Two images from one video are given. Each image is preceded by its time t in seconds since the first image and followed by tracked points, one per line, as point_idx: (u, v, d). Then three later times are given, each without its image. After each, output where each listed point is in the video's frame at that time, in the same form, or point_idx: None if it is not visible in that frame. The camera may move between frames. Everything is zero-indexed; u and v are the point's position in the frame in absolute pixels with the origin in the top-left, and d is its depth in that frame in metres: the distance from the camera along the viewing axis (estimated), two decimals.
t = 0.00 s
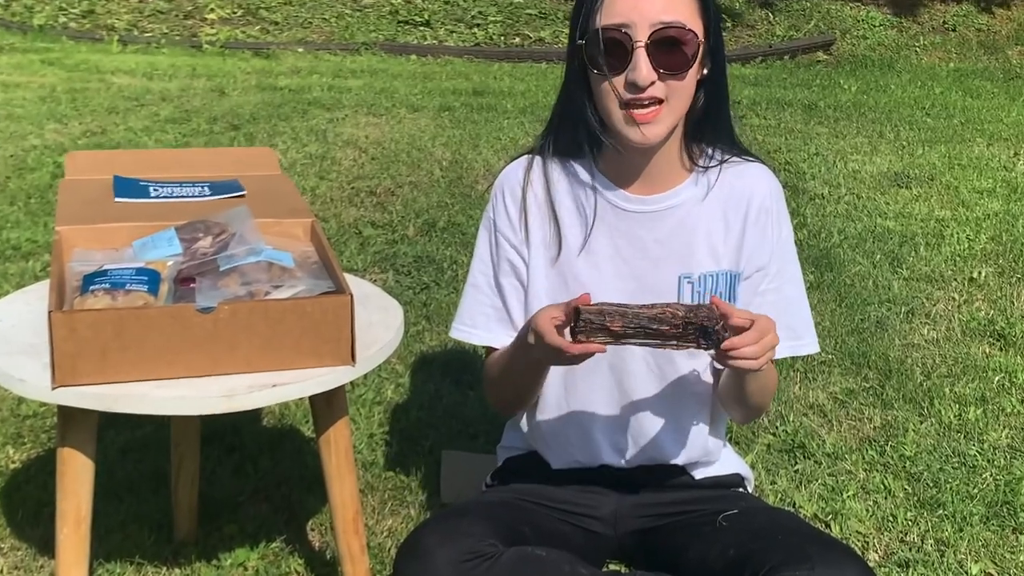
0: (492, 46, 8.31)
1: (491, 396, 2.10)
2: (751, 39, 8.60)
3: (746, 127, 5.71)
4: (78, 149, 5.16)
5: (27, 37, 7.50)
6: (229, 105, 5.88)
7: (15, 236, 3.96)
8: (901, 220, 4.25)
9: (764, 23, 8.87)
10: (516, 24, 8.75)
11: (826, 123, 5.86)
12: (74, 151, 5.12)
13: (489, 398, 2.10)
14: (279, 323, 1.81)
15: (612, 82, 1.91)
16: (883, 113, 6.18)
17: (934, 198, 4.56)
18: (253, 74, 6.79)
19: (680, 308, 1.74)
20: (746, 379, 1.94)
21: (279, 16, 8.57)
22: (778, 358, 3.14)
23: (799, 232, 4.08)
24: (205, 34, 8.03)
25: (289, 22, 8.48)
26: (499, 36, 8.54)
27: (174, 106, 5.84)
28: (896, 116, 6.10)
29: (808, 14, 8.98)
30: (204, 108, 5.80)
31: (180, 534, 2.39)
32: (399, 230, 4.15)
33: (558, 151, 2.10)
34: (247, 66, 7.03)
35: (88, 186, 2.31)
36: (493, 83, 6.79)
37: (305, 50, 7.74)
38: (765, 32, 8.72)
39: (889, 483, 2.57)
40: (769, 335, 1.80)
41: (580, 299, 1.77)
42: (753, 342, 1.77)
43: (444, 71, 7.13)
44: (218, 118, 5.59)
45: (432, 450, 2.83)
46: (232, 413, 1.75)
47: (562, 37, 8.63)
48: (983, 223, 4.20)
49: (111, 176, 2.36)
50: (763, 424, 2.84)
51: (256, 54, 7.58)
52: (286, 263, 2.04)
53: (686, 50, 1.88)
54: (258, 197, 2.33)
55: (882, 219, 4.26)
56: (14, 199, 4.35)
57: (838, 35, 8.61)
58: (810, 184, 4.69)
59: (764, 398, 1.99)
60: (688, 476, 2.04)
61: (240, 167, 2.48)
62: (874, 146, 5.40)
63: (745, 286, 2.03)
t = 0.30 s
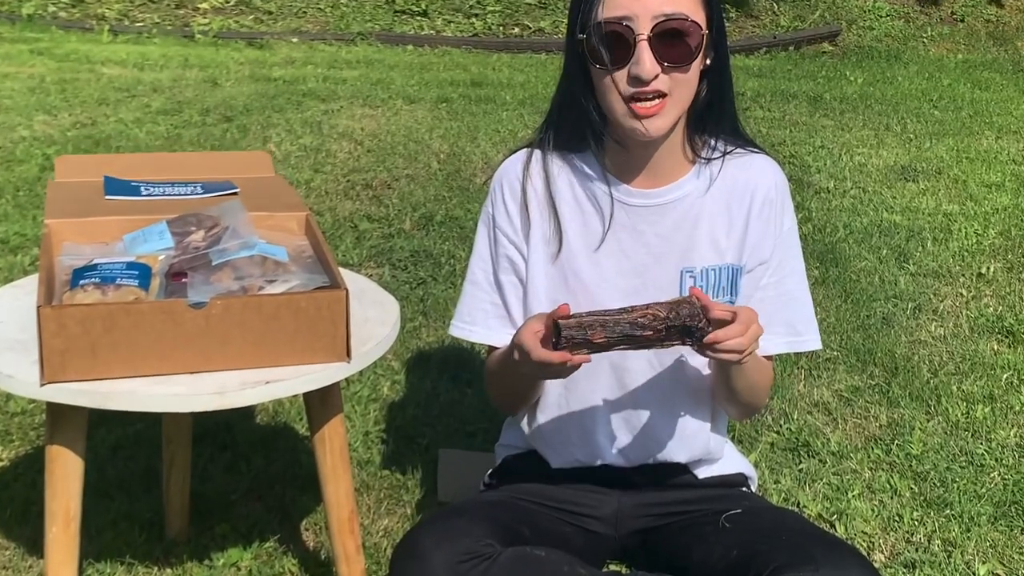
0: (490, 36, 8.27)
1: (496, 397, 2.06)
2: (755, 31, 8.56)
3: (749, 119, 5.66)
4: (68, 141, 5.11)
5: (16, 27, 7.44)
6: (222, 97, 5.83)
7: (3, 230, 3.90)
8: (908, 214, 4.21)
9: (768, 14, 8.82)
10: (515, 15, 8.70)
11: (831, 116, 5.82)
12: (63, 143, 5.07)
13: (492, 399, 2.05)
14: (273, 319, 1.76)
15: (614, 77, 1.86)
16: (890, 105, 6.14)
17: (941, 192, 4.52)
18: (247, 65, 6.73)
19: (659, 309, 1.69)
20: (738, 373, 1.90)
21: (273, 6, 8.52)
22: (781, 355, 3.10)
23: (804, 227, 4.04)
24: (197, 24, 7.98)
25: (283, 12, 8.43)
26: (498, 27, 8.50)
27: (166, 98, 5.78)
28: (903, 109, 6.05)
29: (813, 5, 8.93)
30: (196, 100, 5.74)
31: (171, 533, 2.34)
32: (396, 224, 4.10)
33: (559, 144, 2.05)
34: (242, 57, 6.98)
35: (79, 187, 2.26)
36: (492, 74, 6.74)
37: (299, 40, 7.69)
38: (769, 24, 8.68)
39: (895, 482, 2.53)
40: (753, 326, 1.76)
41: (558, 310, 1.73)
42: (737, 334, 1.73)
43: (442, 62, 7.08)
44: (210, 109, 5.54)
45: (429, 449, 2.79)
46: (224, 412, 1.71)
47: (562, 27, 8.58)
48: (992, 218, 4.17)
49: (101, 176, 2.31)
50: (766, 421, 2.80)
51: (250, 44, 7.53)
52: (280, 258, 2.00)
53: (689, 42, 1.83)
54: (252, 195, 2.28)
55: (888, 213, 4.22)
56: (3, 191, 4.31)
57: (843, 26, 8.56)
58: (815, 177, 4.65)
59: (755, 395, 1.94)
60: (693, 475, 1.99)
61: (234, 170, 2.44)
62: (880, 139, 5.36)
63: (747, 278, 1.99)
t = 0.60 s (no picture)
0: (491, 33, 8.27)
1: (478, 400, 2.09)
2: (756, 28, 8.56)
3: (750, 116, 5.66)
4: (68, 137, 5.11)
5: (16, 23, 7.43)
6: (223, 93, 5.83)
7: (4, 226, 3.90)
8: (908, 211, 4.21)
9: (769, 11, 8.82)
10: (516, 11, 8.70)
11: (832, 112, 5.81)
12: (64, 139, 5.07)
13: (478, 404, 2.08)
14: (274, 314, 1.76)
15: (609, 75, 1.85)
16: (891, 102, 6.14)
17: (941, 189, 4.52)
18: (247, 61, 6.73)
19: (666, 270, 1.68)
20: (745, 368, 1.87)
21: (273, 2, 8.51)
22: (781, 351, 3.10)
23: (804, 224, 4.04)
24: (197, 20, 7.98)
25: (283, 8, 8.43)
26: (498, 23, 8.51)
27: (166, 94, 5.79)
28: (903, 106, 6.05)
29: (813, 2, 8.93)
30: (196, 96, 5.75)
31: (171, 529, 2.35)
32: (396, 220, 4.10)
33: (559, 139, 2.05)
34: (242, 53, 6.98)
35: (80, 175, 2.26)
36: (493, 71, 6.74)
37: (300, 37, 7.69)
38: (770, 20, 8.68)
39: (895, 479, 2.54)
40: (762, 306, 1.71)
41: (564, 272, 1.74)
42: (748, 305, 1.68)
43: (442, 59, 7.08)
44: (211, 105, 5.54)
45: (429, 445, 2.80)
46: (224, 407, 1.71)
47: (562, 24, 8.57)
48: (992, 215, 4.17)
49: (102, 166, 2.31)
50: (766, 419, 2.80)
51: (250, 41, 7.53)
52: (281, 253, 2.00)
53: (683, 39, 1.82)
54: (252, 187, 2.28)
55: (888, 210, 4.22)
56: (3, 187, 4.31)
57: (844, 23, 8.55)
58: (815, 174, 4.65)
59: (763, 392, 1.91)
60: (692, 471, 1.99)
61: (235, 157, 2.44)
62: (881, 136, 5.36)
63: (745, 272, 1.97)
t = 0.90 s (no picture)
0: (492, 32, 8.28)
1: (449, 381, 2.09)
2: (757, 27, 8.56)
3: (751, 115, 5.66)
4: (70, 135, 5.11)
5: (18, 21, 7.43)
6: (224, 91, 5.83)
7: (5, 224, 3.91)
8: (909, 210, 4.21)
9: (770, 10, 8.82)
10: (517, 9, 8.69)
11: (833, 111, 5.81)
12: (65, 137, 5.07)
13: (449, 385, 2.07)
14: (275, 312, 1.77)
15: (613, 75, 1.84)
16: (891, 101, 6.14)
17: (943, 187, 4.52)
18: (249, 60, 6.73)
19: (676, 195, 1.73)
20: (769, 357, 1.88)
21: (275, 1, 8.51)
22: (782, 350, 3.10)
23: (805, 222, 4.04)
24: (199, 19, 7.98)
25: (285, 7, 8.43)
26: (499, 22, 8.51)
27: (168, 92, 5.79)
28: (905, 105, 6.05)
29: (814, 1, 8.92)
30: (198, 94, 5.75)
31: (172, 527, 2.35)
32: (397, 218, 4.10)
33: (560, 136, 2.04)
34: (243, 52, 6.98)
35: (81, 180, 2.26)
36: (494, 69, 6.74)
37: (301, 36, 7.69)
38: (771, 19, 8.68)
39: (895, 477, 2.54)
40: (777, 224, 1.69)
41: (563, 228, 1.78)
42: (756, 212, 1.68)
43: (444, 58, 7.08)
44: (212, 104, 5.54)
45: (430, 444, 2.80)
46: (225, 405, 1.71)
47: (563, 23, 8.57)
48: (993, 213, 4.17)
49: (104, 169, 2.32)
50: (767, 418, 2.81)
51: (251, 39, 7.53)
52: (282, 252, 2.00)
53: (685, 35, 1.82)
54: (254, 189, 2.29)
55: (889, 209, 4.21)
56: (4, 185, 4.31)
57: (845, 22, 8.55)
58: (817, 173, 4.65)
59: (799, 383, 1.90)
60: (693, 469, 1.99)
61: (237, 161, 2.44)
62: (882, 135, 5.36)
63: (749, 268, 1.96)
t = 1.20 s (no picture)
0: (492, 32, 8.28)
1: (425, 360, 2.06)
2: (757, 28, 8.56)
3: (751, 115, 5.66)
4: (70, 135, 5.11)
5: (19, 22, 7.44)
6: (224, 92, 5.83)
7: (6, 225, 3.91)
8: (910, 210, 4.21)
9: (770, 11, 8.82)
10: (518, 10, 8.70)
11: (833, 111, 5.81)
12: (65, 138, 5.07)
13: (422, 364, 2.04)
14: (275, 313, 1.77)
15: (604, 78, 1.84)
16: (892, 101, 6.13)
17: (943, 188, 4.52)
18: (249, 60, 6.74)
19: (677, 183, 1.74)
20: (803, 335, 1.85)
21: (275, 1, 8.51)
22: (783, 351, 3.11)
23: (806, 222, 4.04)
24: (199, 20, 7.98)
25: (285, 7, 8.43)
26: (500, 22, 8.51)
27: (168, 93, 5.79)
28: (905, 105, 6.05)
29: (814, 1, 8.92)
30: (198, 95, 5.75)
31: (172, 528, 2.35)
32: (398, 219, 4.10)
33: (557, 134, 2.04)
34: (244, 52, 6.98)
35: (82, 180, 2.26)
36: (494, 70, 6.74)
37: (302, 36, 7.69)
38: (771, 20, 8.68)
39: (895, 477, 2.54)
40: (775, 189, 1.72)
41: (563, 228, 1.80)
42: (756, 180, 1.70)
43: (444, 58, 7.08)
44: (213, 104, 5.54)
45: (430, 444, 2.80)
46: (225, 405, 1.71)
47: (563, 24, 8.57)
48: (993, 214, 4.17)
49: (104, 170, 2.31)
50: (768, 418, 2.81)
51: (252, 40, 7.53)
52: (282, 253, 2.00)
53: (675, 36, 1.80)
54: (254, 189, 2.29)
55: (890, 210, 4.21)
56: (5, 185, 4.31)
57: (845, 22, 8.55)
58: (817, 173, 4.65)
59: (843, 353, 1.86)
60: (693, 469, 1.99)
61: (238, 162, 2.44)
62: (882, 135, 5.36)
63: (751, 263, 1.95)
